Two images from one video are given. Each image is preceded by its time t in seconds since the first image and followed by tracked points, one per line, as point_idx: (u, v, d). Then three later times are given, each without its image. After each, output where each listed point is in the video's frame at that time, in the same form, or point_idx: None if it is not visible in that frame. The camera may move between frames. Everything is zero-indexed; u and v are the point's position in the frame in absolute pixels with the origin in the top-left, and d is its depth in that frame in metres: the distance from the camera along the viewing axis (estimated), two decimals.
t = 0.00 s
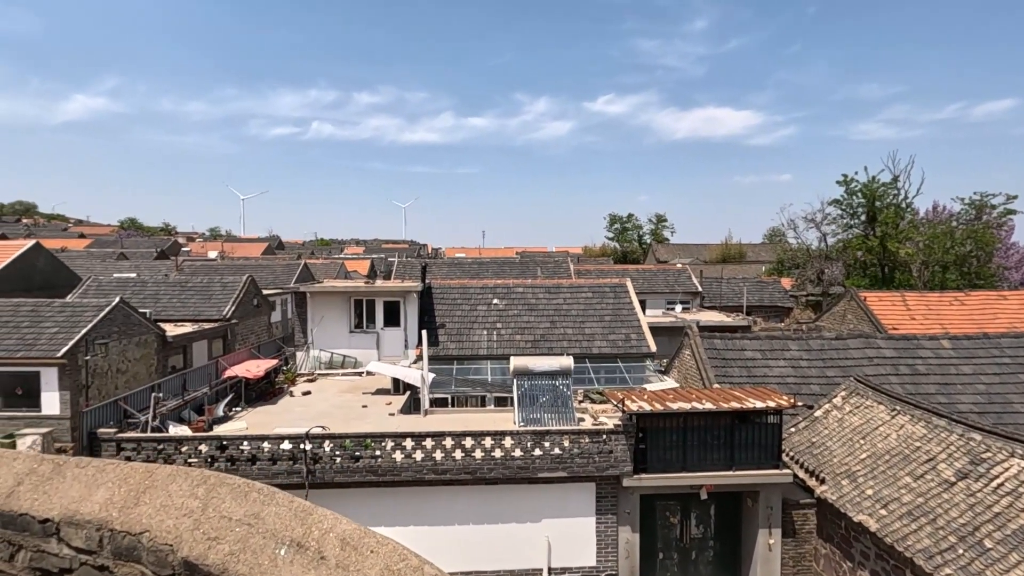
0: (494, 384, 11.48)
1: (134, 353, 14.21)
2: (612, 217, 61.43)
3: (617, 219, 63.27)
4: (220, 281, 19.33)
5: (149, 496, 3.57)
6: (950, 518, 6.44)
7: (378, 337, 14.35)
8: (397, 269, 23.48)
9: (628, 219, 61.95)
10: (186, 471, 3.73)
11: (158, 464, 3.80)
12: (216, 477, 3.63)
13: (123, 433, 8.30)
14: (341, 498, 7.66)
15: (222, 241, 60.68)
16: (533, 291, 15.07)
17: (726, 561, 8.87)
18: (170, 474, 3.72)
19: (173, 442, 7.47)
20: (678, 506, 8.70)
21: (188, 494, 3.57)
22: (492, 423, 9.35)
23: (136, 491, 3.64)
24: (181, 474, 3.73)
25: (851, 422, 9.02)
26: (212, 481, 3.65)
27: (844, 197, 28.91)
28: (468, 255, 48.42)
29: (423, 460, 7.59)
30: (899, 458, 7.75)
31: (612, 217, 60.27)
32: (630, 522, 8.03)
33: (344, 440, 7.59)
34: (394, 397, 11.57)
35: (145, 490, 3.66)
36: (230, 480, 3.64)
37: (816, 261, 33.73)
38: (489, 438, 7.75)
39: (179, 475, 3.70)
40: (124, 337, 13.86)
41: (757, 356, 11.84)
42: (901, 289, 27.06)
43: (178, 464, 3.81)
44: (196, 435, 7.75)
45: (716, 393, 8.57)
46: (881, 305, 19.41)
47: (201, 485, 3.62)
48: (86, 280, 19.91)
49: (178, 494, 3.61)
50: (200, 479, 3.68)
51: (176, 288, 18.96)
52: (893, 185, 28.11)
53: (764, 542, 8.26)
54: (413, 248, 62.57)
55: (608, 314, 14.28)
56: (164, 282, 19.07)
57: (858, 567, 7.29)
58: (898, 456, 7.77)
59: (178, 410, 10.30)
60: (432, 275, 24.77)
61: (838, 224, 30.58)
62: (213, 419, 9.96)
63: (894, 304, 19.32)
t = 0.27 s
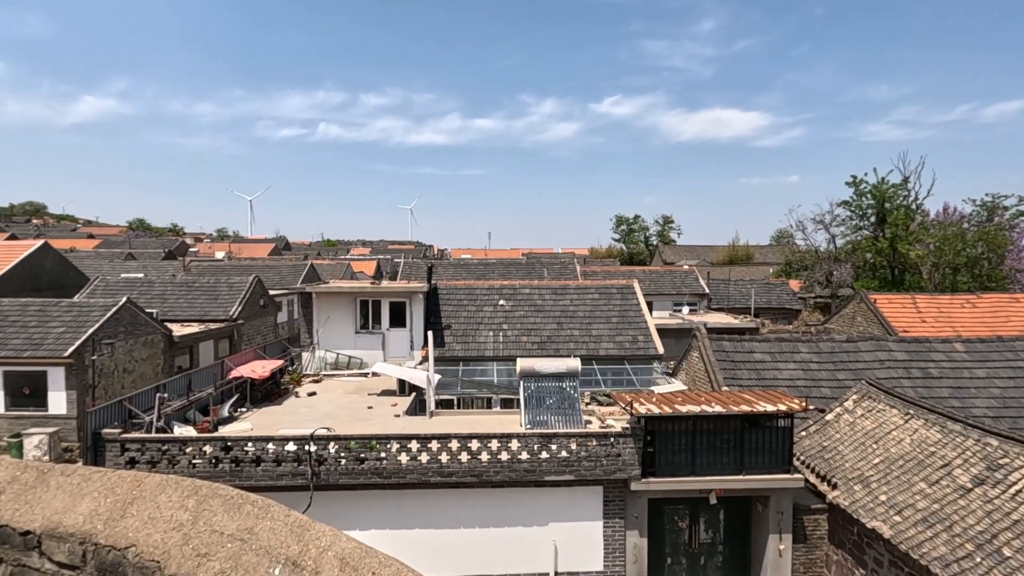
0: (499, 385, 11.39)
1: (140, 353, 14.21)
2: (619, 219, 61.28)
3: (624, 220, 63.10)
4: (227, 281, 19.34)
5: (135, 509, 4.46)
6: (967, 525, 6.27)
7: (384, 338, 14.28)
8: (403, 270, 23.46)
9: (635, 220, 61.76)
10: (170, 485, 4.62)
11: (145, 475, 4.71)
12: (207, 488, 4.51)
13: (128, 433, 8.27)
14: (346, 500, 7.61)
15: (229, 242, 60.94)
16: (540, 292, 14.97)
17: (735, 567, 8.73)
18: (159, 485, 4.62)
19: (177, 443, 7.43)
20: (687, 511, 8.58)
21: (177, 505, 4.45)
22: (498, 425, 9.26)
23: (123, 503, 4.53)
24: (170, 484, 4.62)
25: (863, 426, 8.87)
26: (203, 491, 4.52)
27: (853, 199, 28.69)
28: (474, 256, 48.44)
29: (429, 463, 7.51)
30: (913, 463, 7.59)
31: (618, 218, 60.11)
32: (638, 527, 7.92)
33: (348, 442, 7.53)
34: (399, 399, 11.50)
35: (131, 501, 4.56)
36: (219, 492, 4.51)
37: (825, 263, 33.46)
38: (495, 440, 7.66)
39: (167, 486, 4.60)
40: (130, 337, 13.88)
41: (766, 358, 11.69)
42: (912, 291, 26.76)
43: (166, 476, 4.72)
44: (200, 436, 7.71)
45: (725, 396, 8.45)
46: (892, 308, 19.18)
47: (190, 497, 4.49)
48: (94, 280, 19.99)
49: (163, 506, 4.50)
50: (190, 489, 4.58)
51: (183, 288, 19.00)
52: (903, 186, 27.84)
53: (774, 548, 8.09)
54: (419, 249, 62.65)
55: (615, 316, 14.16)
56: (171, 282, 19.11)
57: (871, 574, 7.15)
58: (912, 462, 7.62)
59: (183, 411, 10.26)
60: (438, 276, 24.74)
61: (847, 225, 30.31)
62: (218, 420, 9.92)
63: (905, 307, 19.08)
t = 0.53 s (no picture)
0: (502, 388, 11.29)
1: (143, 353, 14.16)
2: (622, 220, 61.13)
3: (627, 221, 62.96)
4: (229, 282, 19.30)
5: (110, 538, 4.32)
6: (979, 533, 6.12)
7: (386, 339, 14.19)
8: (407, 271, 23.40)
9: (638, 221, 61.62)
10: (149, 510, 4.54)
11: (121, 500, 4.65)
12: (186, 515, 4.50)
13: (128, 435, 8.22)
14: (347, 505, 7.54)
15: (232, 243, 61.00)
16: (543, 294, 14.86)
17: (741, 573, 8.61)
18: (135, 511, 4.58)
19: (177, 445, 7.36)
20: (692, 516, 8.47)
21: (154, 532, 4.39)
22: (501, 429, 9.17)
23: (97, 532, 4.39)
24: (147, 510, 4.58)
25: (871, 431, 8.74)
26: (182, 518, 4.50)
27: (859, 200, 28.51)
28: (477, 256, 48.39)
29: (431, 467, 7.43)
30: (923, 470, 7.46)
31: (622, 219, 59.95)
32: (642, 532, 7.83)
33: (350, 445, 7.45)
34: (402, 401, 11.42)
35: (104, 529, 4.41)
36: (198, 520, 4.51)
37: (830, 265, 33.25)
38: (498, 444, 7.57)
39: (145, 511, 4.53)
40: (133, 338, 13.83)
41: (772, 362, 11.56)
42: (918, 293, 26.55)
43: (143, 501, 4.68)
44: (200, 438, 7.64)
45: (732, 400, 8.34)
46: (898, 310, 19.00)
47: (168, 524, 4.44)
48: (97, 280, 19.97)
49: (139, 535, 4.40)
50: (169, 515, 4.56)
51: (186, 288, 18.96)
52: (909, 187, 27.63)
53: (781, 554, 7.97)
54: (422, 249, 62.62)
55: (619, 317, 14.05)
56: (174, 282, 19.08)
57: None
58: (922, 468, 7.49)
59: (184, 413, 10.20)
60: (441, 277, 24.66)
61: (853, 227, 30.11)
62: (219, 422, 9.85)
63: (911, 309, 18.90)
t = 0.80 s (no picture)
0: (505, 389, 11.23)
1: (145, 353, 14.15)
2: (625, 221, 61.05)
3: (630, 222, 62.86)
4: (232, 281, 19.28)
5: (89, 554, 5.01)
6: (988, 539, 6.03)
7: (388, 339, 14.14)
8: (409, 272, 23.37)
9: (642, 222, 61.53)
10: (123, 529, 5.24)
11: (99, 516, 5.39)
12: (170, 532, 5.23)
13: (128, 436, 8.18)
14: (348, 507, 7.50)
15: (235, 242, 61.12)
16: (546, 295, 14.80)
17: None
18: (114, 527, 5.29)
19: (177, 446, 7.31)
20: (696, 520, 8.39)
21: (136, 550, 5.07)
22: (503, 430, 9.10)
23: (75, 546, 5.10)
24: (128, 527, 5.30)
25: (877, 434, 8.65)
26: (165, 535, 5.23)
27: (864, 201, 28.36)
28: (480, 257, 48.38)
29: (432, 469, 7.37)
30: (931, 474, 7.36)
31: (625, 220, 59.85)
32: (645, 536, 7.76)
33: (351, 447, 7.39)
34: (404, 402, 11.37)
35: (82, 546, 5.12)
36: (183, 537, 5.23)
37: (834, 266, 33.10)
38: (500, 447, 7.50)
39: (123, 530, 5.25)
40: (135, 337, 13.81)
41: (777, 363, 11.47)
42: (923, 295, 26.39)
43: (122, 517, 5.42)
44: (201, 439, 7.60)
45: (737, 403, 8.26)
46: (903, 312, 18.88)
47: (152, 542, 5.15)
48: (100, 280, 19.99)
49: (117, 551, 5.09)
50: (150, 532, 5.28)
51: (189, 288, 18.95)
52: (915, 188, 27.47)
53: (786, 559, 7.88)
54: (425, 250, 62.61)
55: (622, 319, 13.97)
56: (177, 282, 19.07)
57: None
58: (930, 472, 7.39)
59: (185, 413, 10.17)
60: (444, 277, 24.63)
61: (857, 228, 29.94)
62: (220, 423, 9.81)
63: (916, 311, 18.77)
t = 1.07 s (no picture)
0: (509, 389, 11.17)
1: (150, 352, 14.16)
2: (630, 221, 60.92)
3: (635, 222, 62.71)
4: (237, 281, 19.30)
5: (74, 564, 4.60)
6: (998, 544, 5.94)
7: (392, 339, 14.11)
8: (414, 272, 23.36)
9: (646, 222, 61.37)
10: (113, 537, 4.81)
11: (86, 526, 4.92)
12: (158, 543, 4.72)
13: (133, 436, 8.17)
14: (352, 507, 7.47)
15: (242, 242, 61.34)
16: (551, 295, 14.74)
17: None
18: (101, 539, 4.82)
19: (181, 446, 7.29)
20: (702, 522, 8.32)
21: (123, 561, 4.61)
22: (508, 432, 9.05)
23: (59, 557, 4.67)
24: (115, 537, 4.83)
25: (886, 437, 8.56)
26: (152, 547, 4.72)
27: (871, 202, 28.17)
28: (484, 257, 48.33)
29: (436, 470, 7.33)
30: (941, 478, 7.26)
31: (629, 220, 59.72)
32: (651, 539, 7.70)
33: (355, 448, 7.36)
34: (408, 402, 11.34)
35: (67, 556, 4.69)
36: (171, 549, 4.71)
37: (841, 267, 32.90)
38: (505, 448, 7.45)
39: (111, 539, 4.79)
40: (141, 337, 13.82)
41: (784, 365, 11.38)
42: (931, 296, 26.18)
43: (110, 527, 4.95)
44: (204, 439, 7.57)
45: (744, 404, 8.18)
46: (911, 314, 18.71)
47: (139, 553, 4.67)
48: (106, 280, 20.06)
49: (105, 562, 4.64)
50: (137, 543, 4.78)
51: (194, 288, 18.99)
52: (922, 189, 27.25)
53: (793, 563, 7.80)
54: (429, 250, 62.60)
55: (627, 319, 13.89)
56: (182, 282, 19.10)
57: None
58: (940, 476, 7.29)
59: (190, 413, 10.17)
60: (448, 277, 24.59)
61: (864, 229, 29.75)
62: (224, 423, 9.80)
63: (924, 312, 18.61)
